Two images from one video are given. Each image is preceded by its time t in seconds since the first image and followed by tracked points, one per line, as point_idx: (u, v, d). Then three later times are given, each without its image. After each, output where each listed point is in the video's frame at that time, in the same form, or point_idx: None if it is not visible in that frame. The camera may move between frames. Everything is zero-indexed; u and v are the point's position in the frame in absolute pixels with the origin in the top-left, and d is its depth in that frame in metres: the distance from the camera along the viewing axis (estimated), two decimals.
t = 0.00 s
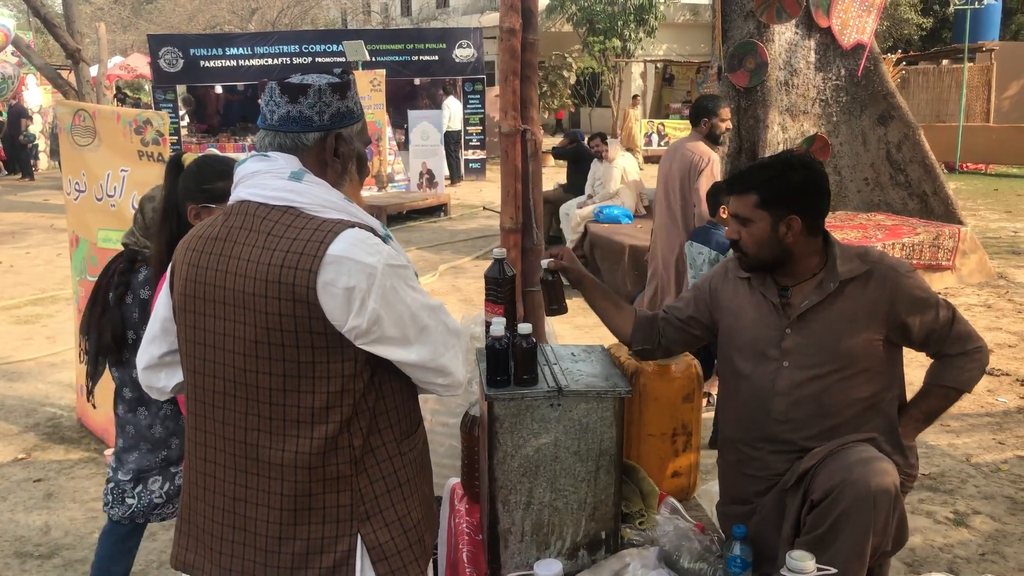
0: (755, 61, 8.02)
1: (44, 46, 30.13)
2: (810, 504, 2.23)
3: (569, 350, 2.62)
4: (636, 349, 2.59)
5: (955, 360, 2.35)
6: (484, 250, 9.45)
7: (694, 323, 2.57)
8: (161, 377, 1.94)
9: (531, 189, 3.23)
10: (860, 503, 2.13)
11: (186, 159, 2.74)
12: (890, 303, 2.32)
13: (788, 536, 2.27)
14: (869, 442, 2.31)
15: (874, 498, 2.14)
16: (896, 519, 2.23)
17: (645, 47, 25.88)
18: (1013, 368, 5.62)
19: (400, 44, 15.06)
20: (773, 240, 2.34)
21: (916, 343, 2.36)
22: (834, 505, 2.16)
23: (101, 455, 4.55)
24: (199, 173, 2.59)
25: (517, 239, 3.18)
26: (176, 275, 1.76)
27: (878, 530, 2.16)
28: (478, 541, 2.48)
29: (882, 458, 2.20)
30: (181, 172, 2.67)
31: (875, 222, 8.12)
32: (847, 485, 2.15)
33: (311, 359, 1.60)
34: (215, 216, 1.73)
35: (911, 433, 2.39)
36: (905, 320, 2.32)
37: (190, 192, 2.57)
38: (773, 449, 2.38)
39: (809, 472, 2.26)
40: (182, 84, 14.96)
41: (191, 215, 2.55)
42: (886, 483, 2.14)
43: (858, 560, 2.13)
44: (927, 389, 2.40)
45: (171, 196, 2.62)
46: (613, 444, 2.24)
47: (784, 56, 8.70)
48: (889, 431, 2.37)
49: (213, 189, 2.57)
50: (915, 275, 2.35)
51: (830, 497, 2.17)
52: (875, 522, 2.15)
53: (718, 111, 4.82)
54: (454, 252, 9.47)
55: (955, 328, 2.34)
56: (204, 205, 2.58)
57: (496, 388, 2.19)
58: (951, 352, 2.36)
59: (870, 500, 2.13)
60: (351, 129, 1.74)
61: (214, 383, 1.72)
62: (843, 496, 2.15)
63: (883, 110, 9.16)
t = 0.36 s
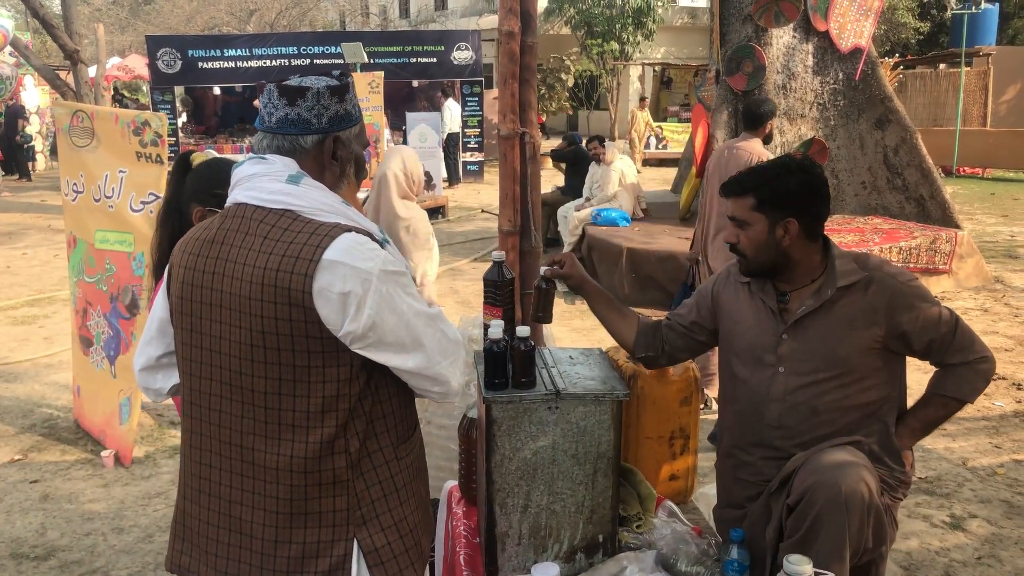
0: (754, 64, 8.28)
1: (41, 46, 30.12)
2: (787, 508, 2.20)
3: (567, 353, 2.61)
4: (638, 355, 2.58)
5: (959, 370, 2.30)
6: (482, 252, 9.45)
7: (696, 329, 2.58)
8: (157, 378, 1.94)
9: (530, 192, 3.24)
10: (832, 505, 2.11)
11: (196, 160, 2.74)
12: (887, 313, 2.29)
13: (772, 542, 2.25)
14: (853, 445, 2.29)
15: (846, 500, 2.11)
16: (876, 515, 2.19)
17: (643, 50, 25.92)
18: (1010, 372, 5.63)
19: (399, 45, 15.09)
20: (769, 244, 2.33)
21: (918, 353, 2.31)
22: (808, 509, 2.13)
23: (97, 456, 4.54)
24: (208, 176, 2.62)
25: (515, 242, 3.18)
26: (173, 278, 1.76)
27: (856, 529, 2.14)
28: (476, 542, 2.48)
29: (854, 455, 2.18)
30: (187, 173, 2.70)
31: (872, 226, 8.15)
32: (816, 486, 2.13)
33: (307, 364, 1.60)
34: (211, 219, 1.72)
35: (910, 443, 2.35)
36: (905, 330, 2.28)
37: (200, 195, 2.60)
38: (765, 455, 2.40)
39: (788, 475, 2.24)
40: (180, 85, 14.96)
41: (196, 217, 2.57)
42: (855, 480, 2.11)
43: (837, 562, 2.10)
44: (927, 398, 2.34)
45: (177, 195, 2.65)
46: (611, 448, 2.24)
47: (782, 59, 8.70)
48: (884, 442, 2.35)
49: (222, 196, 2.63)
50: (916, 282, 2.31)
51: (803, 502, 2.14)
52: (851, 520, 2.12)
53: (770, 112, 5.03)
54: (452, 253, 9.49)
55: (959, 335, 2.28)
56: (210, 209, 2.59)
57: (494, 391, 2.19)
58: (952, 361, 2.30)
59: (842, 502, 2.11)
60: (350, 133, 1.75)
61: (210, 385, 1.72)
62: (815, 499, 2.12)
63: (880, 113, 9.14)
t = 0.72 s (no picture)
0: (752, 67, 8.47)
1: (39, 47, 30.13)
2: (784, 511, 2.20)
3: (566, 355, 2.61)
4: (639, 363, 2.57)
5: (959, 375, 2.29)
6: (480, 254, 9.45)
7: (697, 334, 2.58)
8: (155, 379, 1.94)
9: (529, 195, 3.24)
10: (828, 508, 2.10)
11: (202, 162, 2.71)
12: (888, 317, 2.29)
13: (770, 547, 2.24)
14: (850, 448, 2.29)
15: (842, 503, 2.11)
16: (872, 516, 2.19)
17: (641, 53, 25.96)
18: (1009, 376, 5.63)
19: (397, 47, 15.00)
20: (769, 247, 2.33)
21: (918, 358, 2.31)
22: (805, 512, 2.13)
23: (94, 458, 4.53)
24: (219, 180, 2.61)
25: (514, 244, 3.18)
26: (170, 279, 1.76)
27: (852, 532, 2.13)
28: (474, 544, 2.47)
29: (850, 459, 2.18)
30: (194, 174, 2.68)
31: (870, 229, 8.16)
32: (812, 489, 2.13)
33: (303, 366, 1.60)
34: (208, 220, 1.72)
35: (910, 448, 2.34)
36: (905, 334, 2.28)
37: (205, 197, 2.59)
38: (763, 459, 2.40)
39: (786, 479, 2.24)
40: (179, 86, 14.96)
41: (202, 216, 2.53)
42: (853, 483, 2.12)
43: (835, 566, 2.09)
44: (927, 402, 2.34)
45: (181, 193, 2.62)
46: (610, 449, 2.24)
47: (781, 62, 8.62)
48: (884, 446, 2.34)
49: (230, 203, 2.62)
50: (917, 287, 2.31)
51: (800, 504, 2.14)
52: (847, 523, 2.12)
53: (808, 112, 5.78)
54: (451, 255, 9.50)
55: (959, 339, 2.28)
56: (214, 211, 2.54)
57: (494, 392, 2.20)
58: (952, 366, 2.30)
59: (838, 505, 2.10)
60: (343, 132, 1.74)
61: (207, 387, 1.71)
62: (812, 502, 2.12)
63: (878, 116, 9.07)
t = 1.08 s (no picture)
0: (751, 65, 8.47)
1: (38, 45, 30.12)
2: (784, 509, 2.20)
3: (565, 352, 2.62)
4: (639, 367, 2.57)
5: (957, 373, 2.29)
6: (480, 253, 9.45)
7: (695, 334, 2.59)
8: (153, 376, 1.94)
9: (528, 193, 3.24)
10: (828, 505, 2.11)
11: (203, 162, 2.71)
12: (888, 316, 2.29)
13: (770, 545, 2.24)
14: (849, 446, 2.29)
15: (842, 501, 2.11)
16: (872, 514, 2.19)
17: (641, 52, 25.94)
18: (1009, 374, 5.63)
19: (398, 45, 15.07)
20: (768, 247, 2.33)
21: (917, 356, 2.31)
22: (805, 510, 2.13)
23: (94, 457, 4.53)
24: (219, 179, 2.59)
25: (514, 242, 3.18)
26: (168, 277, 1.76)
27: (852, 529, 2.14)
28: (474, 542, 2.47)
29: (849, 456, 2.18)
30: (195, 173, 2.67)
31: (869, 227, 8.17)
32: (811, 488, 2.12)
33: (302, 365, 1.60)
34: (207, 217, 1.72)
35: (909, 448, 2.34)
36: (904, 333, 2.28)
37: (206, 196, 2.58)
38: (761, 458, 2.40)
39: (786, 477, 2.24)
40: (178, 85, 14.94)
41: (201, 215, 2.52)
42: (852, 481, 2.12)
43: (835, 563, 2.10)
44: (925, 400, 2.34)
45: (182, 192, 2.61)
46: (609, 447, 2.24)
47: (780, 60, 8.62)
48: (883, 445, 2.34)
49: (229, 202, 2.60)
50: (916, 287, 2.32)
51: (800, 503, 2.14)
52: (846, 521, 2.12)
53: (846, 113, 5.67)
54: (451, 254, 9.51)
55: (958, 337, 2.28)
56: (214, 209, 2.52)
57: (493, 391, 2.20)
58: (950, 363, 2.30)
59: (837, 502, 2.11)
60: (343, 132, 1.74)
61: (206, 384, 1.71)
62: (812, 500, 2.12)
63: (878, 115, 9.18)
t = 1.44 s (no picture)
0: (749, 66, 8.46)
1: (34, 45, 30.07)
2: (778, 507, 2.20)
3: (562, 353, 2.61)
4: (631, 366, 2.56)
5: (953, 373, 2.30)
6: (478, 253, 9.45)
7: (690, 334, 2.58)
8: (146, 377, 1.93)
9: (525, 193, 3.24)
10: (822, 503, 2.11)
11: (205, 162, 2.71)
12: (885, 317, 2.29)
13: (764, 544, 2.25)
14: (844, 445, 2.29)
15: (837, 499, 2.11)
16: (865, 513, 2.20)
17: (638, 52, 25.96)
18: (1005, 374, 5.64)
19: (394, 45, 15.06)
20: (767, 246, 2.33)
21: (913, 357, 2.32)
22: (799, 508, 2.13)
23: (90, 457, 4.52)
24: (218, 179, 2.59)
25: (511, 242, 3.18)
26: (164, 276, 1.75)
27: (846, 528, 2.14)
28: (471, 543, 2.47)
29: (842, 454, 2.18)
30: (196, 173, 2.67)
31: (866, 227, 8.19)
32: (805, 486, 2.13)
33: (297, 369, 1.59)
34: (205, 216, 1.72)
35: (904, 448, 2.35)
36: (901, 333, 2.29)
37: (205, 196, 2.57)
38: (756, 457, 2.40)
39: (780, 476, 2.24)
40: (175, 85, 14.92)
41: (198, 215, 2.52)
42: (847, 479, 2.12)
43: (830, 561, 2.10)
44: (920, 399, 2.35)
45: (182, 191, 2.61)
46: (606, 447, 2.25)
47: (777, 61, 8.63)
48: (877, 444, 2.35)
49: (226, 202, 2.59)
50: (913, 287, 2.32)
51: (795, 501, 2.14)
52: (841, 519, 2.12)
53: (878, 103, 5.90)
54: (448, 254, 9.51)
55: (954, 337, 2.29)
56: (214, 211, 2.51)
57: (490, 390, 2.19)
58: (947, 364, 2.30)
59: (831, 500, 2.11)
60: (343, 133, 1.73)
61: (203, 383, 1.71)
62: (807, 498, 2.12)
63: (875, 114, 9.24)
